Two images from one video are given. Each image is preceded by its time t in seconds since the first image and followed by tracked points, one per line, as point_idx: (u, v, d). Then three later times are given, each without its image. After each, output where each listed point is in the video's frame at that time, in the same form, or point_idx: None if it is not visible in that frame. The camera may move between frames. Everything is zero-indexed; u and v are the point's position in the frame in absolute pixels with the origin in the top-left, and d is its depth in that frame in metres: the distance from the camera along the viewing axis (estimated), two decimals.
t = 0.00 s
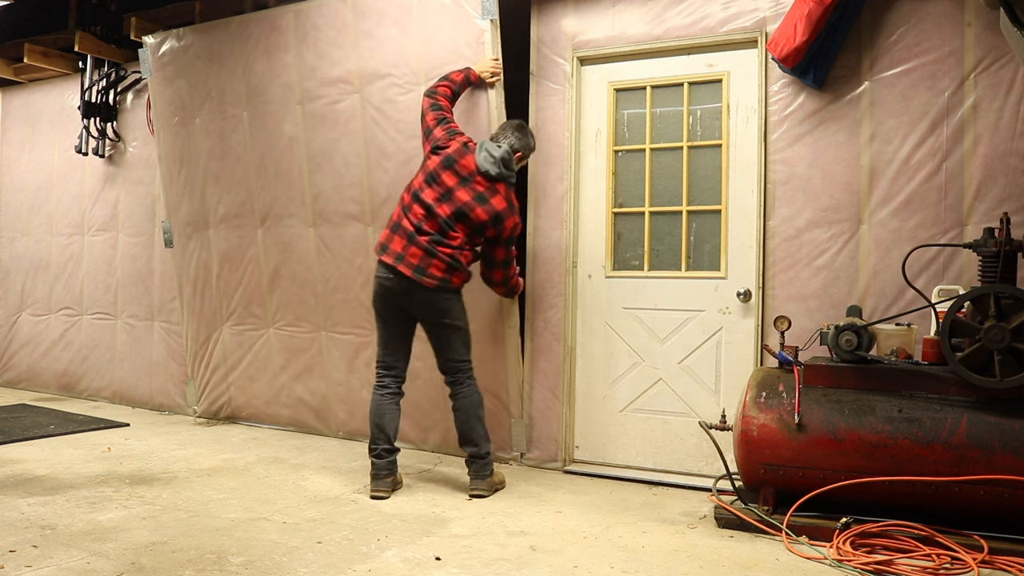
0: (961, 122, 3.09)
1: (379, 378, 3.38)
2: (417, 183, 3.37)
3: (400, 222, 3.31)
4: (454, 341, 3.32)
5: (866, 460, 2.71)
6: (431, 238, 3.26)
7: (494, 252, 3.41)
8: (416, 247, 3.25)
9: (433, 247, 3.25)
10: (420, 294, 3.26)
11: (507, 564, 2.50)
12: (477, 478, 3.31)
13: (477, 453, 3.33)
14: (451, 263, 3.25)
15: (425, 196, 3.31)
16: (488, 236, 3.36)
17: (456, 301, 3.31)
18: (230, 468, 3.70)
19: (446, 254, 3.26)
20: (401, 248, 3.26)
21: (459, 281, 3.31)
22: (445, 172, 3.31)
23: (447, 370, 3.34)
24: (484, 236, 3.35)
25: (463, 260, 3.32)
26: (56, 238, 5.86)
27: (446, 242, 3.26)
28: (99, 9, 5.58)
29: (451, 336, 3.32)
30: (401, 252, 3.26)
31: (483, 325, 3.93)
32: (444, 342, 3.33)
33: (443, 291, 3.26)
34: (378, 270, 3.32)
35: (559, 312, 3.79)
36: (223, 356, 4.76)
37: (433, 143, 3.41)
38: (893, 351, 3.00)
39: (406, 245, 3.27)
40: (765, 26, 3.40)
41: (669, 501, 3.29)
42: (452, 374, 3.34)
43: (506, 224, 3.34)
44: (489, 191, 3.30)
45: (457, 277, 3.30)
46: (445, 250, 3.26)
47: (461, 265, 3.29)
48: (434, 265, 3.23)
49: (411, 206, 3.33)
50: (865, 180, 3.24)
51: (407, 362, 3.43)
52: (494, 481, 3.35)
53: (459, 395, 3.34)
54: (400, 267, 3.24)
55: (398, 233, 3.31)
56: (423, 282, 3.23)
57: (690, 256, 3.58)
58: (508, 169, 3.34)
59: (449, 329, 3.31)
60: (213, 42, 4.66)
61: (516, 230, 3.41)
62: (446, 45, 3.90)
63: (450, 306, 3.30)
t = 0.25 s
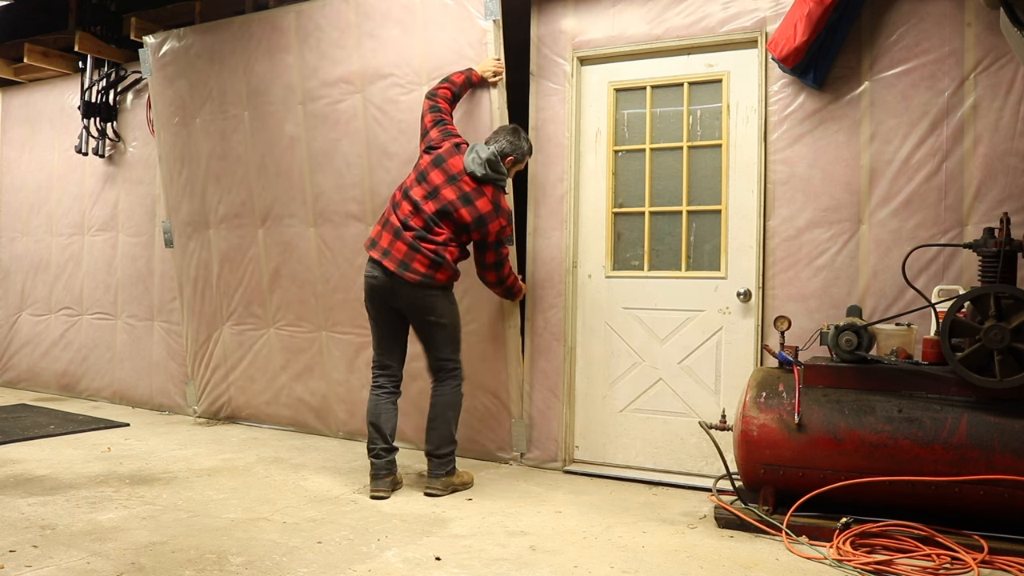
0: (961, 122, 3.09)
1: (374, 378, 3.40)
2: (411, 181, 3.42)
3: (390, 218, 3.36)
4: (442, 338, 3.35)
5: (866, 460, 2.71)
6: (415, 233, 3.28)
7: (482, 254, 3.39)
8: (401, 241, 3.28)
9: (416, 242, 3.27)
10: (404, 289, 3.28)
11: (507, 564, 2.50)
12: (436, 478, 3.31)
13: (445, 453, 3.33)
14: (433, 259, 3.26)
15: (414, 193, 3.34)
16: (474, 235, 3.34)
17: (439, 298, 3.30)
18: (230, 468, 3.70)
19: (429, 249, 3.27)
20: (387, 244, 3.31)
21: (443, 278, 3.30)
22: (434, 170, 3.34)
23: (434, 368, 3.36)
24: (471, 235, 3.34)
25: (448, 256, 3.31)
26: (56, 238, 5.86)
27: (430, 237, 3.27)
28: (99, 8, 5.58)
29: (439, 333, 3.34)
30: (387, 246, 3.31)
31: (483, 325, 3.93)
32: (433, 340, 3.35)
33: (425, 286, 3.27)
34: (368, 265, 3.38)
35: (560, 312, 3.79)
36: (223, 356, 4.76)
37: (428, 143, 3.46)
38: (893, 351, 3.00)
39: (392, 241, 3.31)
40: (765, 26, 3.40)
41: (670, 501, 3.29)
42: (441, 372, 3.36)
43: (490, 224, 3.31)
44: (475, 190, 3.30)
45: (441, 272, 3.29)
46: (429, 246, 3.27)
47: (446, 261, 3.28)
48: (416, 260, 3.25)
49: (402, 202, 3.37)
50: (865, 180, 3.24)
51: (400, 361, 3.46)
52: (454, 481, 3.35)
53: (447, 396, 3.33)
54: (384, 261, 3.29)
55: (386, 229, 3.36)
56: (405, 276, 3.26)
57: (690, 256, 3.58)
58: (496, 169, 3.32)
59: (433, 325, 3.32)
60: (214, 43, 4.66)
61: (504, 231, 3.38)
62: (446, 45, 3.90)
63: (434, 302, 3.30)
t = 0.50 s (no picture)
0: (961, 122, 3.09)
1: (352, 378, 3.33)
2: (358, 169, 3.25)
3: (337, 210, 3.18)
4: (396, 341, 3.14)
5: (866, 460, 2.71)
6: (363, 223, 3.09)
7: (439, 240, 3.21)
8: (348, 234, 3.11)
9: (363, 234, 3.09)
10: (352, 284, 3.11)
11: (507, 564, 2.50)
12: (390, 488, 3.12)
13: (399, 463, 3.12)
14: (382, 250, 3.07)
15: (361, 182, 3.15)
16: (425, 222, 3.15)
17: (391, 291, 3.11)
18: (230, 468, 3.70)
19: (376, 241, 3.08)
20: (335, 237, 3.15)
21: (394, 270, 3.10)
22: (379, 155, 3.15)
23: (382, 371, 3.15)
24: (423, 222, 3.15)
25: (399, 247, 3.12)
26: (56, 238, 5.86)
27: (377, 228, 3.08)
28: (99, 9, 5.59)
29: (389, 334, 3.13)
30: (336, 241, 3.14)
31: (456, 325, 3.81)
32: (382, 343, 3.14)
33: (375, 280, 3.08)
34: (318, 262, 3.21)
35: (560, 312, 3.79)
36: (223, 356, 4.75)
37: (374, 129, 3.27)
38: (893, 351, 3.00)
39: (340, 234, 3.14)
40: (765, 26, 3.40)
41: (670, 501, 3.29)
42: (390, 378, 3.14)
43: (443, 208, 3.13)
44: (423, 173, 3.10)
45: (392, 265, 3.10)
46: (377, 237, 3.08)
47: (395, 253, 3.09)
48: (365, 253, 3.08)
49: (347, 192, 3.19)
50: (865, 180, 3.24)
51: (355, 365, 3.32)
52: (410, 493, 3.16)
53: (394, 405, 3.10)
54: (333, 256, 3.13)
55: (334, 221, 3.18)
56: (353, 271, 3.08)
57: (690, 256, 3.58)
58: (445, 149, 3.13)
59: (383, 323, 3.11)
60: (214, 42, 4.65)
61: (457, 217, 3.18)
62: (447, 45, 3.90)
63: (384, 296, 3.10)
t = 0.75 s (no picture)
0: (961, 122, 3.09)
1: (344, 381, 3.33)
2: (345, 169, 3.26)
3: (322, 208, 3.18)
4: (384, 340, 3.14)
5: (866, 460, 2.71)
6: (347, 222, 3.09)
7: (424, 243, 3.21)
8: (332, 233, 3.11)
9: (346, 233, 3.09)
10: (335, 284, 3.11)
11: (507, 564, 2.50)
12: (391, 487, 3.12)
13: (398, 462, 3.12)
14: (365, 250, 3.07)
15: (347, 181, 3.15)
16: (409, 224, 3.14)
17: (374, 291, 3.11)
18: (230, 468, 3.70)
19: (358, 241, 3.08)
20: (319, 235, 3.15)
21: (376, 270, 3.09)
22: (366, 155, 3.15)
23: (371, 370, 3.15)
24: (408, 224, 3.15)
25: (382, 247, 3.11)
26: (56, 238, 5.86)
27: (360, 227, 3.08)
28: (99, 9, 5.59)
29: (376, 333, 3.13)
30: (319, 239, 3.14)
31: (452, 326, 3.77)
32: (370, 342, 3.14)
33: (357, 279, 3.08)
34: (302, 260, 3.22)
35: (559, 312, 3.79)
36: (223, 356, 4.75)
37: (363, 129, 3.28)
38: (893, 351, 3.00)
39: (324, 232, 3.14)
40: (765, 26, 3.40)
41: (670, 500, 3.29)
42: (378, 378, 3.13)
43: (428, 211, 3.13)
44: (410, 175, 3.11)
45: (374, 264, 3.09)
46: (361, 236, 3.08)
47: (377, 253, 3.08)
48: (347, 253, 3.08)
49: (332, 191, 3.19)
50: (865, 181, 3.24)
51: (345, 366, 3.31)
52: (410, 493, 3.16)
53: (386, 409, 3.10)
54: (317, 254, 3.13)
55: (319, 219, 3.18)
56: (336, 270, 3.08)
57: (690, 256, 3.58)
58: (433, 152, 3.15)
59: (367, 322, 3.11)
60: (212, 42, 4.65)
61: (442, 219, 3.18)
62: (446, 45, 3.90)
63: (366, 297, 3.10)
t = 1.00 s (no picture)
0: (961, 122, 3.09)
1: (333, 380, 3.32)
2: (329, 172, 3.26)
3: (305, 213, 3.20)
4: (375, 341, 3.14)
5: (866, 460, 2.71)
6: (326, 225, 3.09)
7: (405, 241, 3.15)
8: (312, 237, 3.12)
9: (325, 236, 3.09)
10: (317, 287, 3.11)
11: (507, 564, 2.50)
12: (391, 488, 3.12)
13: (397, 463, 3.13)
14: (342, 253, 3.06)
15: (326, 184, 3.15)
16: (388, 223, 3.10)
17: (355, 293, 3.09)
18: (230, 468, 3.70)
19: (336, 243, 3.07)
20: (303, 241, 3.17)
21: (356, 272, 3.08)
22: (344, 156, 3.14)
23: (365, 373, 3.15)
24: (385, 222, 3.10)
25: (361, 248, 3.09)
26: (56, 238, 5.86)
27: (338, 230, 3.07)
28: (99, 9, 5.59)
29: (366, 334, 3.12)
30: (302, 244, 3.16)
31: (441, 326, 3.68)
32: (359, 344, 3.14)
33: (337, 282, 3.07)
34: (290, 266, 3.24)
35: (559, 311, 3.79)
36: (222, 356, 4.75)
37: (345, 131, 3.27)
38: (893, 351, 3.00)
39: (307, 237, 3.15)
40: (765, 26, 3.41)
41: (670, 500, 3.29)
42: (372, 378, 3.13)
43: (404, 207, 3.07)
44: (383, 172, 3.06)
45: (353, 266, 3.07)
46: (339, 238, 3.07)
47: (356, 255, 3.07)
48: (326, 256, 3.08)
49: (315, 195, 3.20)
50: (865, 181, 3.24)
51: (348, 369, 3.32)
52: (410, 493, 3.16)
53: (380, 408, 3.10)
54: (300, 259, 3.15)
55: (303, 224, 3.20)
56: (317, 273, 3.09)
57: (690, 256, 3.58)
58: (408, 148, 3.10)
59: (355, 326, 3.10)
60: (212, 42, 4.65)
61: (420, 215, 3.11)
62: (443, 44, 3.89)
63: (347, 299, 3.09)
